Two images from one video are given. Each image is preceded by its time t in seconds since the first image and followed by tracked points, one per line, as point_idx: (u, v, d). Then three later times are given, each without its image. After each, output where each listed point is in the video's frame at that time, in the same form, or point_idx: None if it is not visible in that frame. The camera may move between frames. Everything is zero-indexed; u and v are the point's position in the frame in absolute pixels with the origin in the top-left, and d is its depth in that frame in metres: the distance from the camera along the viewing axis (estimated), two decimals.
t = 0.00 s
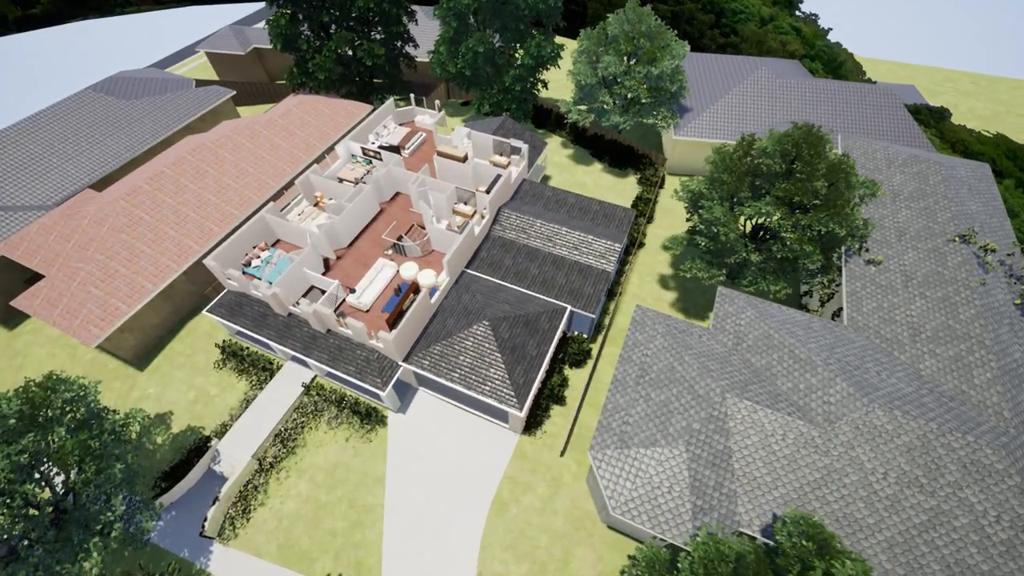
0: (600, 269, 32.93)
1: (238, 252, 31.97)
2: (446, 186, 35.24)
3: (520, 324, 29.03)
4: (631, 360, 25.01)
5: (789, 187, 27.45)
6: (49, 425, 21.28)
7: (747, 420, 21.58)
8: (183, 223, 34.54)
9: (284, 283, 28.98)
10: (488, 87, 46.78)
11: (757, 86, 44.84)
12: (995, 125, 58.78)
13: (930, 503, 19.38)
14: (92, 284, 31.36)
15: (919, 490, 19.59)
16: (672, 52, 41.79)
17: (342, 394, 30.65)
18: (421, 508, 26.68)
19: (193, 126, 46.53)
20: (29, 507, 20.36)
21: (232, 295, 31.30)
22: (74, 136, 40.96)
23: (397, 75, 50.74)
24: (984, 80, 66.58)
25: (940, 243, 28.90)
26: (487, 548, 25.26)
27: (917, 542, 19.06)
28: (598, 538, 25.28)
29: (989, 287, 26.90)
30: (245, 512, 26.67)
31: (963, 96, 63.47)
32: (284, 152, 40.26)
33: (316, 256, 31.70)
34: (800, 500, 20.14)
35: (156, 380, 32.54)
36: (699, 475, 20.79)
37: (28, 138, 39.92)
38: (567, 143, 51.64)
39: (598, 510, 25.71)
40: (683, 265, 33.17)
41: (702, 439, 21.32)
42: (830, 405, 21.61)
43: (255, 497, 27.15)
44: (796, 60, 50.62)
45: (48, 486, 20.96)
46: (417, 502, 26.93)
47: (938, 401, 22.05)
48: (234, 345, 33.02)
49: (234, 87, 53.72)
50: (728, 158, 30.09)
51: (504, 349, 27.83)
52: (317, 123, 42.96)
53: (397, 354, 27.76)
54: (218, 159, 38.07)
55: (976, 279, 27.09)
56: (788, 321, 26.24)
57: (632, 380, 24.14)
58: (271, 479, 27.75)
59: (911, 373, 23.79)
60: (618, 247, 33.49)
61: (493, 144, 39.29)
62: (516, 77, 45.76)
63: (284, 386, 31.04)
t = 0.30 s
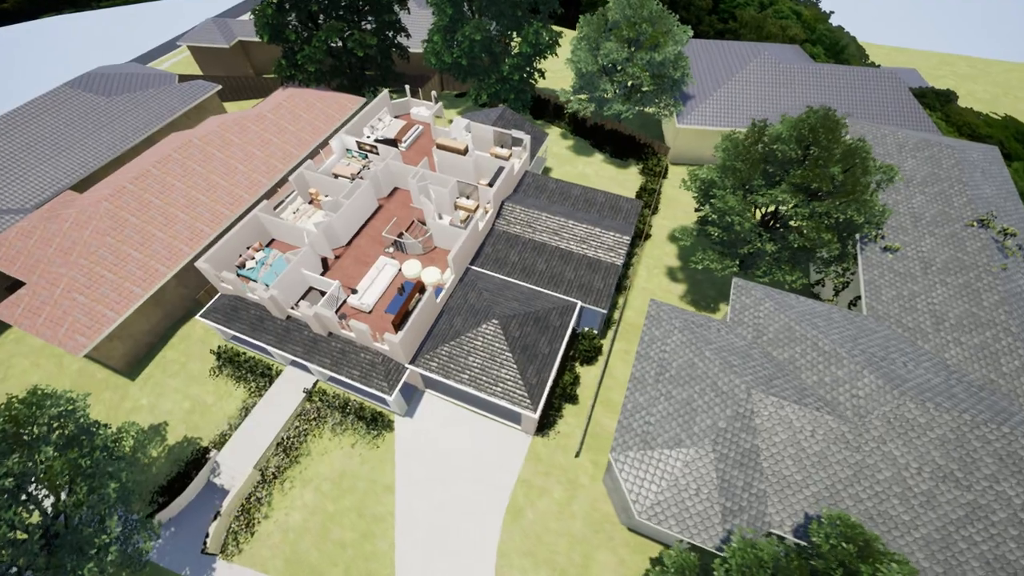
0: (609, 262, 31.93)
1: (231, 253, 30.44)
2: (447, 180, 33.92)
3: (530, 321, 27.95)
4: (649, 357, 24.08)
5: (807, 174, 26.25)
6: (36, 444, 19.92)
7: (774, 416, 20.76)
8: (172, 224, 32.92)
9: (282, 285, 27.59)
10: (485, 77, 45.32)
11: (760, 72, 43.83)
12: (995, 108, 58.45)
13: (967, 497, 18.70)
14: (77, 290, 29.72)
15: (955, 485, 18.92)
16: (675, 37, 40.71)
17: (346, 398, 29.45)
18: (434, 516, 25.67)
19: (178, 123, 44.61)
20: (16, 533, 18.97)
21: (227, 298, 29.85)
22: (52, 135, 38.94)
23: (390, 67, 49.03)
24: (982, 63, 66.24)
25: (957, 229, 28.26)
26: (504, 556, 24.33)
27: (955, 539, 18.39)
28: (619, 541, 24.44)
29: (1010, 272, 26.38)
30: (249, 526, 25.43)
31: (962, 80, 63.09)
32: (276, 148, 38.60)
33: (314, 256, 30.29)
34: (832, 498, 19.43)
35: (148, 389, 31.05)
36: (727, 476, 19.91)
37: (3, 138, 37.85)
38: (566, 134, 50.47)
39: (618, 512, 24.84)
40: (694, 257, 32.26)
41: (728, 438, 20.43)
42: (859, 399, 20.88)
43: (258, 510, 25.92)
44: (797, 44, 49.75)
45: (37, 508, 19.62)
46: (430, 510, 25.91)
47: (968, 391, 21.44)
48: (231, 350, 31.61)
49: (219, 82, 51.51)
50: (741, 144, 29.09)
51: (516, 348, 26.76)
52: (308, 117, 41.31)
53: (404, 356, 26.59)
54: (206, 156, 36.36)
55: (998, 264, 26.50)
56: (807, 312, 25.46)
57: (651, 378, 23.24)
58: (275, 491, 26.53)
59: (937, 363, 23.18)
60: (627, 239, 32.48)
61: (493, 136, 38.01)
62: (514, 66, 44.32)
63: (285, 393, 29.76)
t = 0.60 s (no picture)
0: (620, 255, 30.91)
1: (225, 255, 28.87)
2: (449, 173, 32.54)
3: (543, 319, 26.84)
4: (671, 353, 23.12)
5: (828, 158, 25.29)
6: (22, 466, 18.51)
7: (806, 412, 19.91)
8: (160, 226, 31.22)
9: (281, 288, 26.19)
10: (483, 65, 43.78)
11: (763, 56, 42.77)
12: (996, 91, 58.02)
13: (1010, 491, 17.92)
14: (60, 298, 28.01)
15: (997, 478, 18.13)
16: (679, 21, 39.52)
17: (351, 404, 28.20)
18: (450, 524, 24.63)
19: (162, 119, 42.59)
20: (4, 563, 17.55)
21: (222, 303, 28.36)
22: (27, 134, 36.81)
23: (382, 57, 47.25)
24: (979, 45, 65.82)
25: (977, 212, 27.59)
26: (525, 563, 23.37)
27: (999, 534, 17.58)
28: (643, 544, 23.56)
29: None
30: (254, 542, 24.15)
31: (961, 62, 62.67)
32: (266, 144, 36.86)
33: (312, 256, 28.84)
34: (869, 495, 18.67)
35: (141, 400, 29.49)
36: (759, 476, 19.02)
37: None
38: (566, 125, 49.27)
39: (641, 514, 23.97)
40: (707, 247, 31.35)
41: (759, 436, 19.53)
42: (892, 391, 20.11)
43: (264, 525, 24.65)
44: (798, 28, 48.82)
45: (26, 536, 18.17)
46: (445, 518, 24.87)
47: (1002, 379, 20.79)
48: (227, 357, 30.13)
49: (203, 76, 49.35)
50: (754, 128, 28.21)
51: (529, 348, 25.66)
52: (299, 110, 39.53)
53: (412, 359, 25.39)
54: (193, 153, 34.57)
55: (1021, 247, 25.86)
56: (830, 302, 24.65)
57: (674, 374, 22.33)
58: (280, 503, 25.28)
59: (966, 351, 22.53)
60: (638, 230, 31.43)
61: (494, 126, 36.58)
62: (512, 53, 42.84)
63: (287, 400, 28.41)
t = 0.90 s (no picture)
0: (632, 247, 29.87)
1: (219, 257, 27.29)
2: (452, 165, 31.09)
3: (557, 316, 25.72)
4: (696, 348, 22.17)
5: (852, 141, 24.30)
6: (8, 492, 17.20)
7: (843, 407, 19.05)
8: (147, 228, 29.49)
9: (280, 290, 24.78)
10: (480, 53, 42.12)
11: (768, 38, 41.58)
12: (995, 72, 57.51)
13: None
14: (43, 308, 26.29)
15: None
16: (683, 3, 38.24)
17: (359, 410, 26.97)
18: (468, 533, 23.60)
19: (144, 116, 40.50)
20: None
21: (217, 308, 26.85)
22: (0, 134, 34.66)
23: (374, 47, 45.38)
24: (976, 27, 65.31)
25: (1000, 193, 26.83)
26: (548, 571, 22.45)
27: None
28: (670, 547, 22.72)
29: None
30: (262, 559, 22.91)
31: (959, 44, 62.07)
32: (256, 139, 35.08)
33: (312, 256, 27.35)
34: (911, 492, 17.92)
35: (135, 413, 27.96)
36: (798, 475, 18.14)
37: None
38: (565, 114, 47.96)
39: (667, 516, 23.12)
40: (722, 236, 30.44)
41: (796, 434, 18.64)
42: (930, 382, 19.34)
43: (272, 541, 23.39)
44: (800, 10, 47.73)
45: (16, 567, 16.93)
46: (462, 526, 23.82)
47: None
48: (225, 365, 28.66)
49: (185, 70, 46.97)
50: (770, 112, 27.20)
51: (545, 346, 24.53)
52: (289, 103, 37.71)
53: (423, 362, 24.13)
54: (179, 150, 32.77)
55: None
56: (856, 290, 23.78)
57: (700, 371, 21.39)
58: (289, 517, 24.05)
59: (998, 337, 21.84)
60: (650, 220, 30.35)
61: (496, 116, 35.10)
62: (510, 39, 41.24)
63: (290, 408, 27.09)
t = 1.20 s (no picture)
0: (646, 238, 28.79)
1: (213, 259, 25.69)
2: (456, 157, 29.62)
3: (574, 311, 24.61)
4: (724, 343, 21.22)
5: (879, 121, 23.31)
6: None
7: (884, 400, 18.18)
8: (133, 231, 27.74)
9: (280, 294, 23.36)
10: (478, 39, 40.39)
11: (774, 19, 40.35)
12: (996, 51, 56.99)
13: None
14: (24, 319, 24.55)
15: None
16: None
17: (368, 416, 25.68)
18: (490, 542, 22.54)
19: (125, 113, 38.39)
20: None
21: (214, 313, 25.34)
22: None
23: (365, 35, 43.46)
24: (974, 6, 64.77)
25: None
26: None
27: None
28: (701, 549, 21.87)
29: None
30: None
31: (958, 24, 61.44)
32: (246, 134, 33.28)
33: (313, 256, 25.85)
34: (959, 487, 17.14)
35: (129, 427, 26.40)
36: (842, 474, 17.25)
37: None
38: (566, 103, 46.60)
39: (696, 516, 22.27)
40: (739, 225, 29.56)
41: (838, 430, 17.72)
42: (973, 371, 18.59)
43: (282, 559, 22.09)
44: None
45: None
46: (484, 535, 22.74)
47: None
48: (224, 373, 27.14)
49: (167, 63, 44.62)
50: (789, 94, 26.26)
51: (564, 344, 23.41)
52: (279, 96, 35.86)
53: (436, 365, 22.85)
54: (165, 148, 30.97)
55: None
56: (886, 276, 22.88)
57: (731, 366, 20.42)
58: (299, 533, 22.76)
59: None
60: (664, 210, 29.23)
61: (498, 104, 33.58)
62: (509, 24, 39.62)
63: (296, 417, 25.70)
